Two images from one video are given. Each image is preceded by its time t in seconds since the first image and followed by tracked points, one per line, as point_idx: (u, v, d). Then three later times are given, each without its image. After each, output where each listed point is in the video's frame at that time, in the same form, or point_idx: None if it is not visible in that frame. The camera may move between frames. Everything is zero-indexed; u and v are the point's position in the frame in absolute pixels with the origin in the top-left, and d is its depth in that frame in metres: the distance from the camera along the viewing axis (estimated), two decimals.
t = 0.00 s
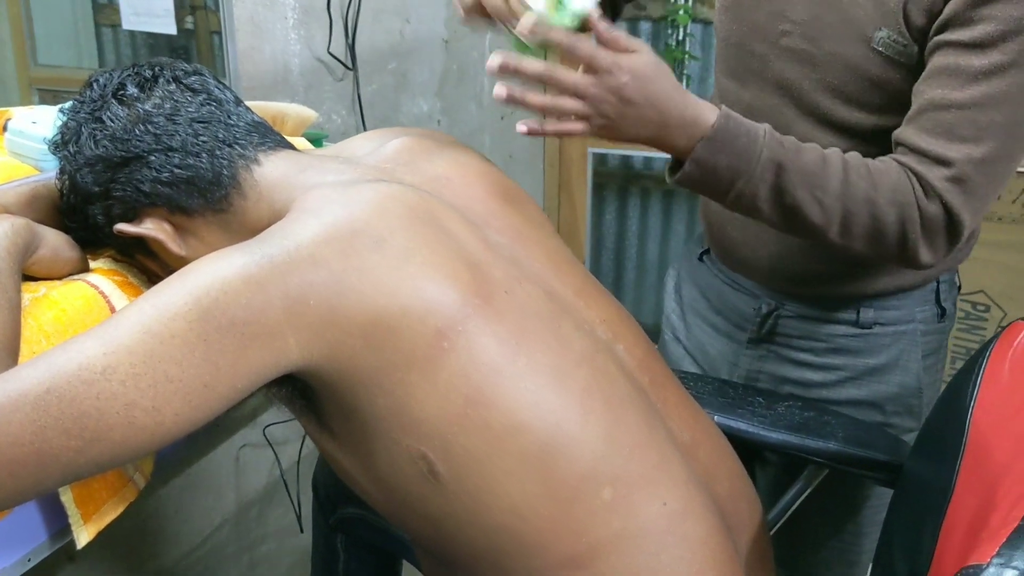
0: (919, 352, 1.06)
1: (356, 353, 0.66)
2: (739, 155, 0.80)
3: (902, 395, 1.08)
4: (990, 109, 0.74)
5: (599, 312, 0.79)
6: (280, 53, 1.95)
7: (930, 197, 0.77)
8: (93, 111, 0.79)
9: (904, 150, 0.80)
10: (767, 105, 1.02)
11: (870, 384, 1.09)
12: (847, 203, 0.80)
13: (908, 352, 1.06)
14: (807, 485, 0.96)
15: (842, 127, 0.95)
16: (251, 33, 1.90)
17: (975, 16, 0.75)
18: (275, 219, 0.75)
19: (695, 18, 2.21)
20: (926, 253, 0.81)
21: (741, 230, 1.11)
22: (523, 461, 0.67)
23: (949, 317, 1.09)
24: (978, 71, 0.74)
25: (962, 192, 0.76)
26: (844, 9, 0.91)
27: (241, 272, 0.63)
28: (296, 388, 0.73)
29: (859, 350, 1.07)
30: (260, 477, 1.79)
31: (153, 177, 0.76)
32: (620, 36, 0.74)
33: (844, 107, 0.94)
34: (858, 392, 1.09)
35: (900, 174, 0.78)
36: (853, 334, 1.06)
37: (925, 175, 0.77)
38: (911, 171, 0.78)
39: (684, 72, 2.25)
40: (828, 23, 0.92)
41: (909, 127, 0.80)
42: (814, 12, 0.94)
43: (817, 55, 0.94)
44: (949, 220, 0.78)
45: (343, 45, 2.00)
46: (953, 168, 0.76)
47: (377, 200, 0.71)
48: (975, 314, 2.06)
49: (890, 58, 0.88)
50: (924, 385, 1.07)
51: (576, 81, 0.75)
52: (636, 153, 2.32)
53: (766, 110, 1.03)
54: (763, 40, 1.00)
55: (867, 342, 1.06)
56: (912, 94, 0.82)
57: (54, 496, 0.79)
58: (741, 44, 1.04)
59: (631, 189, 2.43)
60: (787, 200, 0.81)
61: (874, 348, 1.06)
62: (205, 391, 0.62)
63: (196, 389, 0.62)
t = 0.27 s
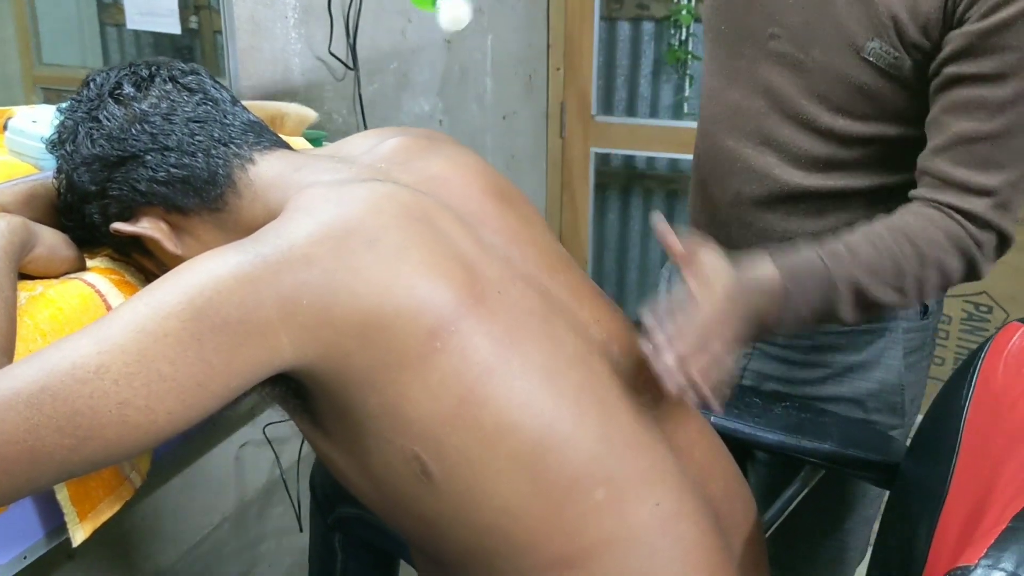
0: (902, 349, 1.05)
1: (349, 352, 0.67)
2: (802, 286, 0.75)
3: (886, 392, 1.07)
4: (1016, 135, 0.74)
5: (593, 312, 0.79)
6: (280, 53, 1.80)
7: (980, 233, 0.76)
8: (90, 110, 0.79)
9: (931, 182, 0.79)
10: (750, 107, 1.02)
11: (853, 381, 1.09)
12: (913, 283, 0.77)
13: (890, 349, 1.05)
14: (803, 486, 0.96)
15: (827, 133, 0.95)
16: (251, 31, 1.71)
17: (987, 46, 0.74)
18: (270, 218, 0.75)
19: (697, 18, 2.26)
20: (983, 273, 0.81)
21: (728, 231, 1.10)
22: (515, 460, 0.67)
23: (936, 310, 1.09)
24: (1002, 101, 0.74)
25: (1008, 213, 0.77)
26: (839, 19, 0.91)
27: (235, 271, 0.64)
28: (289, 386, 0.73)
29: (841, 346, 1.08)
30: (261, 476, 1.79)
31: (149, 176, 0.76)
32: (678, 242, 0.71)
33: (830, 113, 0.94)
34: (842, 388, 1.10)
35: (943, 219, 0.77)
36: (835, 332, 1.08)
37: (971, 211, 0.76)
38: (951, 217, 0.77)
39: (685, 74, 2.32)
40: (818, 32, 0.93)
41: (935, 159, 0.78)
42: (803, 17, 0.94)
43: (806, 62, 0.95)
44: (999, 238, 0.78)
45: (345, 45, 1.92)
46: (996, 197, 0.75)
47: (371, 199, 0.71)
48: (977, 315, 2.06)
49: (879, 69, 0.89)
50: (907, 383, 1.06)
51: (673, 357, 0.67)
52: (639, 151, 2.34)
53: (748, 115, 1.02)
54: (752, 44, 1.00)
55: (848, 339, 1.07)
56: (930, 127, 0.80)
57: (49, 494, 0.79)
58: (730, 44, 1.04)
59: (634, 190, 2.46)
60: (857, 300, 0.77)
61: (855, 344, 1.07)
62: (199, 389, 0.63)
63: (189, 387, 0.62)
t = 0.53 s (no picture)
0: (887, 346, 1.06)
1: (345, 356, 0.67)
2: (840, 396, 0.76)
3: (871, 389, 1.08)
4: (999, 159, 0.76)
5: (591, 318, 0.79)
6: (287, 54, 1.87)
7: (965, 261, 0.78)
8: (94, 116, 0.80)
9: (916, 202, 0.80)
10: (736, 116, 1.02)
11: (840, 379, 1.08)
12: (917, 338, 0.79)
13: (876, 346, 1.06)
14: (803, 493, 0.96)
15: (816, 144, 0.95)
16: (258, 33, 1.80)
17: (976, 68, 0.76)
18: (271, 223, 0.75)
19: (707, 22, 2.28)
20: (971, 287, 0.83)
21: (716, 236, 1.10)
22: (510, 465, 0.68)
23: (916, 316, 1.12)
24: (988, 124, 0.75)
25: (992, 231, 0.79)
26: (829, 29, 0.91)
27: (233, 276, 0.64)
28: (287, 390, 0.74)
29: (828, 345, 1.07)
30: (267, 478, 1.79)
31: (152, 181, 0.77)
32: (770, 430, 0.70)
33: (819, 124, 0.94)
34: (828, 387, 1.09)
35: (930, 258, 0.79)
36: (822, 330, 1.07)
37: (960, 235, 0.77)
38: (939, 256, 0.78)
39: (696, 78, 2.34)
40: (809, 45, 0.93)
41: (923, 178, 0.79)
42: (792, 31, 0.94)
43: (795, 74, 0.94)
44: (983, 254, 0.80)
45: (353, 49, 1.93)
46: (981, 219, 0.77)
47: (371, 205, 0.71)
48: (987, 321, 2.05)
49: (868, 84, 0.89)
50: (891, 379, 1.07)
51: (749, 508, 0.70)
52: (650, 156, 2.35)
53: (737, 123, 1.02)
54: (741, 52, 1.00)
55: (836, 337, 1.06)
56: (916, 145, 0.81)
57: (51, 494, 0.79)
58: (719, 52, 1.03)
59: (643, 193, 2.48)
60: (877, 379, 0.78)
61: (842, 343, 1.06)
62: (197, 392, 0.63)
63: (186, 390, 0.63)
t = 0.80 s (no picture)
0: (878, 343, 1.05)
1: (347, 359, 0.67)
2: (810, 370, 0.73)
3: (862, 387, 1.07)
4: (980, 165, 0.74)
5: (593, 322, 0.78)
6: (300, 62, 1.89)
7: (944, 267, 0.76)
8: (101, 118, 0.81)
9: (896, 207, 0.78)
10: (729, 120, 1.01)
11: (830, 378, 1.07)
12: (890, 334, 0.76)
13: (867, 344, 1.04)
14: (810, 499, 0.95)
15: (803, 148, 0.94)
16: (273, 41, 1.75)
17: (957, 75, 0.74)
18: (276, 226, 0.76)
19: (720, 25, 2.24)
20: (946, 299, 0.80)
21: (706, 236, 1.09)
22: (511, 469, 0.67)
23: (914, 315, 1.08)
24: (969, 131, 0.73)
25: (971, 239, 0.76)
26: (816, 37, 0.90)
27: (237, 278, 0.64)
28: (288, 392, 0.74)
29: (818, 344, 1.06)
30: (276, 480, 1.79)
31: (158, 184, 0.77)
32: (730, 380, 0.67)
33: (806, 129, 0.93)
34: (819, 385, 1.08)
35: (907, 256, 0.76)
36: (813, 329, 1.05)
37: (936, 239, 0.75)
38: (916, 258, 0.76)
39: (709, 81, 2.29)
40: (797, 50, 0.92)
41: (903, 183, 0.77)
42: (779, 36, 0.93)
43: (784, 78, 0.93)
44: (960, 264, 0.78)
45: (364, 53, 1.95)
46: (959, 225, 0.75)
47: (375, 209, 0.71)
48: (1003, 326, 2.02)
49: (852, 91, 0.88)
50: (881, 377, 1.06)
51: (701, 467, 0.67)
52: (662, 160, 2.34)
53: (729, 126, 1.01)
54: (730, 57, 0.99)
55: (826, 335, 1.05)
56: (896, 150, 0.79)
57: (58, 494, 0.80)
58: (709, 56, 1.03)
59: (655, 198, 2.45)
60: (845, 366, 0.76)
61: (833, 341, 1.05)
62: (199, 394, 0.64)
63: (188, 392, 0.63)
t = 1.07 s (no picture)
0: (872, 343, 1.05)
1: (345, 361, 0.67)
2: (722, 272, 0.70)
3: (857, 388, 1.07)
4: (936, 144, 0.73)
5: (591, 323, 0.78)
6: (305, 66, 1.86)
7: (892, 242, 0.74)
8: (101, 120, 0.81)
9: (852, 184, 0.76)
10: (714, 120, 1.00)
11: (826, 379, 1.07)
12: (826, 292, 0.74)
13: (861, 344, 1.04)
14: (813, 501, 0.95)
15: (787, 144, 0.94)
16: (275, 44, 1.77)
17: (920, 52, 0.74)
18: (275, 227, 0.76)
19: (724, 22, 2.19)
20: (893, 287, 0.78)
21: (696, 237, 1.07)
22: (508, 470, 0.67)
23: (907, 310, 1.07)
24: (925, 106, 0.72)
25: (921, 220, 0.74)
26: (789, 32, 0.89)
27: (234, 280, 0.65)
28: (286, 393, 0.74)
29: (813, 345, 1.05)
30: (280, 481, 1.78)
31: (158, 185, 0.77)
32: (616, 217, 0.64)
33: (790, 125, 0.93)
34: (815, 386, 1.08)
35: (859, 222, 0.74)
36: (807, 330, 1.05)
37: (885, 213, 0.73)
38: (861, 219, 0.74)
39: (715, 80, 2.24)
40: (775, 46, 0.91)
41: (859, 159, 0.76)
42: (757, 35, 0.93)
43: (764, 77, 0.93)
44: (907, 246, 0.75)
45: (370, 56, 1.96)
46: (908, 203, 0.73)
47: (372, 211, 0.71)
48: (1010, 329, 2.01)
49: (830, 85, 0.88)
50: (877, 377, 1.06)
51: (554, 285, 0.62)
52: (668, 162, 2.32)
53: (713, 126, 1.01)
54: (710, 58, 0.99)
55: (820, 337, 1.04)
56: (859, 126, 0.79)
57: (58, 495, 0.80)
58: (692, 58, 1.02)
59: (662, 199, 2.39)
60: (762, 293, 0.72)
61: (827, 342, 1.05)
62: (198, 395, 0.64)
63: (186, 393, 0.63)
